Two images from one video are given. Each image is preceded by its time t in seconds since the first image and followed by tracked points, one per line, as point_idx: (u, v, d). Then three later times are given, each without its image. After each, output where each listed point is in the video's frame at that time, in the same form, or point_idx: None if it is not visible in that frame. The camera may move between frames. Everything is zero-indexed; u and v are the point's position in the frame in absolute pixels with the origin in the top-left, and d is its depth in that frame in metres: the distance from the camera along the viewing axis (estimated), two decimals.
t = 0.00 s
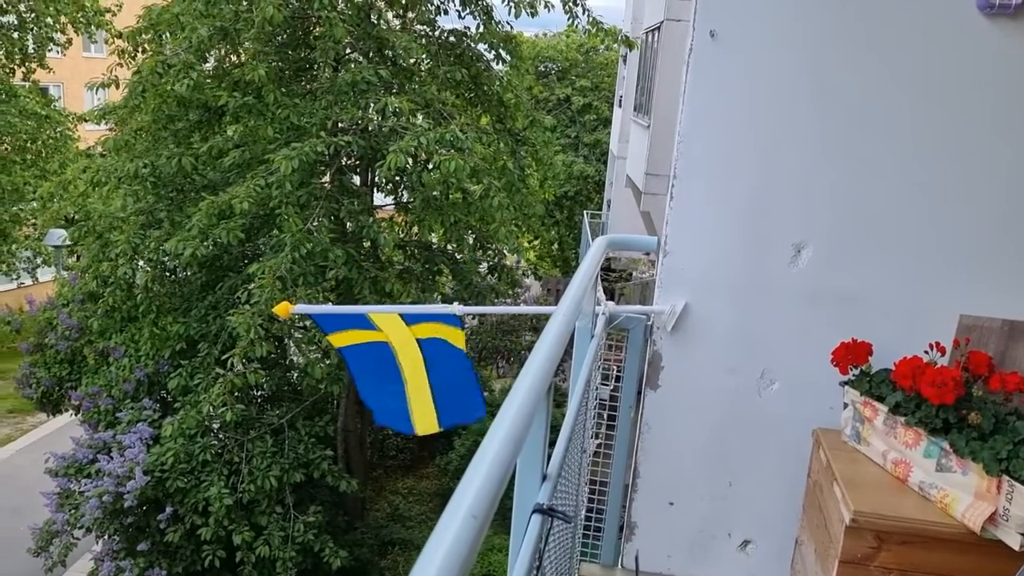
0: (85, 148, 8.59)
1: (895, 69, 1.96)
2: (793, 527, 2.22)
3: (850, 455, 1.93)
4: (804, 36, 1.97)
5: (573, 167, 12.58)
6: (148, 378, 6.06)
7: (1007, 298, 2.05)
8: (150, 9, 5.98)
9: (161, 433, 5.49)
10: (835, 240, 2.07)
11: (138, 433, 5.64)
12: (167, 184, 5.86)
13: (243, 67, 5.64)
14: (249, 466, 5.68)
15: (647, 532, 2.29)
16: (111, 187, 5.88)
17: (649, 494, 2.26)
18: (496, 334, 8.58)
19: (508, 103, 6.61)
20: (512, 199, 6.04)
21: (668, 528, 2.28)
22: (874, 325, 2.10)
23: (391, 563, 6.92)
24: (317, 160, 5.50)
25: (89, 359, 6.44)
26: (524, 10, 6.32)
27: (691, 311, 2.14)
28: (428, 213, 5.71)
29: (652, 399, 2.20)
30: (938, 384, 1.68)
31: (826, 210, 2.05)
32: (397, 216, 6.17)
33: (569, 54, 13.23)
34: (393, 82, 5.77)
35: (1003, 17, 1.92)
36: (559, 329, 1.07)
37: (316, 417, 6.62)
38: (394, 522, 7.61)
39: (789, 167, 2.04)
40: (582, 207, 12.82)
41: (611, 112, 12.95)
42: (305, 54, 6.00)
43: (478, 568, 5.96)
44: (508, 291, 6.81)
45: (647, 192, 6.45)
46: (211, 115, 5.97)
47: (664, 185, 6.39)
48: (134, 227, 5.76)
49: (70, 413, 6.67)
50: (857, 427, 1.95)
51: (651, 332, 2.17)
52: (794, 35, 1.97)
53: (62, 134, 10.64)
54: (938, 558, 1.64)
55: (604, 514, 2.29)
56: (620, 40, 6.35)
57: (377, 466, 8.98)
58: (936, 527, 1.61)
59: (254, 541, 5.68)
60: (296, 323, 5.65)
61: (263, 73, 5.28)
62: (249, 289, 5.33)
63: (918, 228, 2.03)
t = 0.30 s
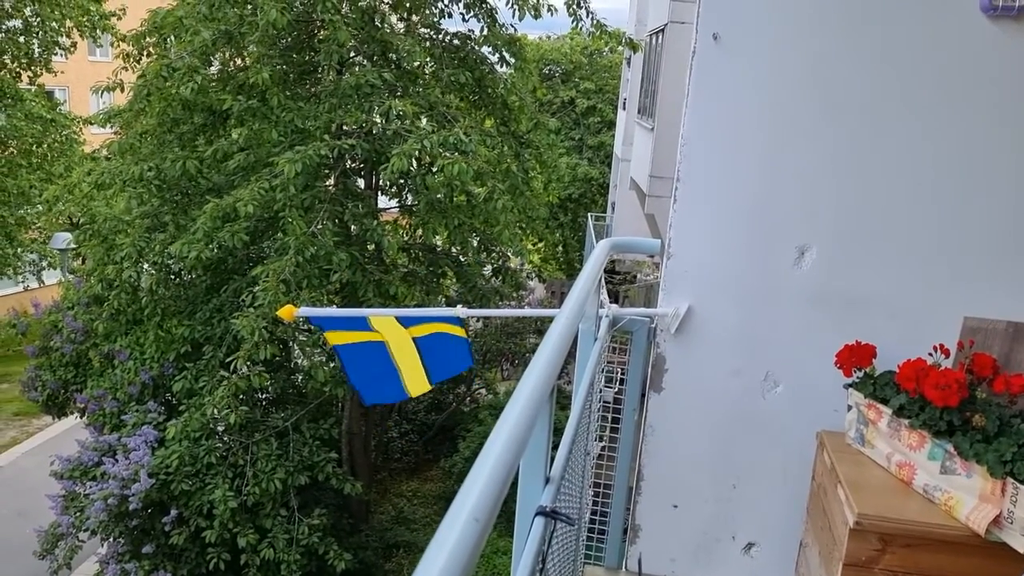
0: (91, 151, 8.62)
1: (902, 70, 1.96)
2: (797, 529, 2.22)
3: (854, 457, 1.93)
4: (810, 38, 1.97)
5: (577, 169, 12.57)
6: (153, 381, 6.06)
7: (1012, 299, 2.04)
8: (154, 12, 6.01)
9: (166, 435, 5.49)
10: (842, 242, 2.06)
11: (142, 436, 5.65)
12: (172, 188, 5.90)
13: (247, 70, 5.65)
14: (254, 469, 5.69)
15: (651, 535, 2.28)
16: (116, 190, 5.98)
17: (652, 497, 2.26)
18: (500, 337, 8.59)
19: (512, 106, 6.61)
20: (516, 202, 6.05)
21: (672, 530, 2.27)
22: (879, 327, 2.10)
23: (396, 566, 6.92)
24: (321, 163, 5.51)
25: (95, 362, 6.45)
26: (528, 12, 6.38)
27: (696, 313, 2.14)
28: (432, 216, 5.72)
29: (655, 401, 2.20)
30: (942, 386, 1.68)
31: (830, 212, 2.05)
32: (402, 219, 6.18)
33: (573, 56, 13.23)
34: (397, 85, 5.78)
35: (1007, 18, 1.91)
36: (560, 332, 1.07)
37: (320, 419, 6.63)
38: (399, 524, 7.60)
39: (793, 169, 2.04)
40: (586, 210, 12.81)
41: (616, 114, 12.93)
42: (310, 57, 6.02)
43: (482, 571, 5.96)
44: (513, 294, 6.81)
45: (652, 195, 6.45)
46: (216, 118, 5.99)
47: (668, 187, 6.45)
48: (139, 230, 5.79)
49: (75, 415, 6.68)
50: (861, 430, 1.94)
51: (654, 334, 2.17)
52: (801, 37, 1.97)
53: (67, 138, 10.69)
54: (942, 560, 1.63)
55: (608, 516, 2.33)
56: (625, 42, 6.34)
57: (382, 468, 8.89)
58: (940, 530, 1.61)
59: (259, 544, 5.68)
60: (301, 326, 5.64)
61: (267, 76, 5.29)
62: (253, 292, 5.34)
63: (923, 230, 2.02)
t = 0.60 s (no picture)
0: (92, 153, 8.64)
1: (902, 71, 1.96)
2: (797, 531, 2.21)
3: (853, 459, 1.93)
4: (810, 39, 1.97)
5: (578, 171, 12.57)
6: (154, 384, 6.04)
7: (1013, 301, 2.04)
8: (155, 15, 6.03)
9: (167, 437, 5.49)
10: (844, 242, 2.06)
11: (143, 438, 5.64)
12: (173, 191, 5.89)
13: (248, 73, 5.65)
14: (255, 472, 5.69)
15: (651, 536, 2.28)
16: (117, 192, 5.97)
17: (652, 500, 2.26)
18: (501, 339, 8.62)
19: (514, 109, 6.60)
20: (517, 204, 6.04)
21: (672, 533, 2.27)
22: (879, 328, 2.10)
23: (396, 569, 6.91)
24: (322, 165, 5.52)
25: (96, 365, 6.46)
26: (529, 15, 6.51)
27: (695, 316, 2.14)
28: (433, 219, 5.74)
29: (656, 403, 2.19)
30: (941, 388, 1.68)
31: (830, 213, 2.05)
32: (402, 221, 6.18)
33: (575, 59, 13.24)
34: (398, 87, 5.78)
35: (1007, 20, 1.92)
36: (559, 334, 1.07)
37: (321, 422, 6.63)
38: (399, 527, 7.60)
39: (793, 170, 2.04)
40: (587, 212, 12.81)
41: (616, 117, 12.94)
42: (311, 60, 6.04)
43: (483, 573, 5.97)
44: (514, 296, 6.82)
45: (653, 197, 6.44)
46: (217, 121, 5.98)
47: (668, 189, 6.46)
48: (140, 232, 5.80)
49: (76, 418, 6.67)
50: (860, 432, 1.94)
51: (654, 336, 2.17)
52: (801, 37, 1.97)
53: (69, 141, 10.71)
54: (941, 562, 1.63)
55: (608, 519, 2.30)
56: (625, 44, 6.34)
57: (383, 471, 8.83)
58: (939, 532, 1.61)
59: (260, 546, 5.68)
60: (302, 329, 5.63)
61: (268, 79, 5.30)
62: (254, 295, 5.35)
63: (923, 231, 2.02)
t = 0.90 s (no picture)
0: (96, 156, 8.66)
1: (902, 72, 1.96)
2: (801, 532, 2.21)
3: (857, 460, 1.93)
4: (811, 39, 1.97)
5: (581, 173, 12.57)
6: (158, 386, 6.07)
7: (1016, 300, 2.04)
8: (159, 18, 6.05)
9: (171, 439, 5.50)
10: (845, 243, 2.06)
11: (147, 440, 5.65)
12: (176, 193, 5.90)
13: (251, 75, 5.66)
14: (258, 473, 5.70)
15: (655, 537, 2.28)
16: (121, 194, 5.95)
17: (655, 501, 2.26)
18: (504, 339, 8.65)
19: (516, 110, 6.62)
20: (519, 206, 6.05)
21: (676, 533, 2.27)
22: (882, 329, 2.10)
23: (400, 570, 6.91)
24: (325, 167, 5.53)
25: (100, 367, 6.47)
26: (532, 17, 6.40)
27: (699, 317, 2.14)
28: (436, 221, 5.74)
29: (660, 404, 2.20)
30: (945, 389, 1.68)
31: (834, 213, 2.05)
32: (405, 223, 6.21)
33: (577, 61, 13.24)
34: (401, 89, 5.79)
35: (1009, 21, 1.92)
36: (562, 337, 1.07)
37: (324, 424, 6.63)
38: (403, 529, 7.60)
39: (795, 170, 2.04)
40: (590, 213, 12.83)
41: (619, 118, 12.95)
42: (314, 62, 6.05)
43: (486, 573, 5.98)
44: (516, 297, 6.83)
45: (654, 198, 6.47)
46: (220, 123, 5.99)
47: (671, 190, 6.48)
48: (143, 235, 5.81)
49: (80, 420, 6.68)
50: (864, 433, 1.94)
51: (657, 338, 2.17)
52: (801, 37, 1.97)
53: (73, 143, 10.76)
54: (945, 563, 1.63)
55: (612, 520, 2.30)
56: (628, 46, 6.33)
57: (386, 473, 8.86)
58: (942, 534, 1.61)
59: (264, 548, 5.68)
60: (305, 330, 5.63)
61: (270, 82, 5.32)
62: (258, 296, 5.36)
63: (927, 231, 2.02)
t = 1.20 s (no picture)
0: (103, 158, 8.70)
1: (904, 71, 1.97)
2: (814, 531, 2.22)
3: (871, 459, 1.93)
4: (814, 40, 1.98)
5: (585, 174, 12.58)
6: (165, 388, 6.07)
7: None
8: (166, 21, 6.03)
9: (178, 440, 5.50)
10: (851, 243, 2.07)
11: (154, 441, 5.64)
12: (183, 195, 5.91)
13: (257, 77, 5.67)
14: (265, 475, 5.70)
15: (668, 536, 2.28)
16: (128, 196, 5.99)
17: (668, 501, 2.26)
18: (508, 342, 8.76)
19: (521, 112, 6.65)
20: (525, 207, 6.06)
21: (689, 533, 2.27)
22: (895, 330, 2.10)
23: (406, 571, 6.91)
24: (331, 169, 5.55)
25: (107, 368, 6.49)
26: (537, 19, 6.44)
27: (712, 317, 2.14)
28: (443, 223, 5.76)
29: (672, 405, 2.20)
30: (960, 388, 1.68)
31: (846, 214, 2.05)
32: (410, 225, 6.24)
33: (581, 62, 13.23)
34: (406, 91, 5.81)
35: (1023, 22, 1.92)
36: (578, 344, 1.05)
37: (331, 425, 6.65)
38: (409, 530, 7.60)
39: (808, 171, 2.04)
40: (595, 215, 12.84)
41: (623, 120, 12.96)
42: (319, 65, 6.07)
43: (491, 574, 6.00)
44: (521, 298, 6.83)
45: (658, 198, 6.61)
46: (227, 125, 6.00)
47: (676, 192, 6.60)
48: (150, 236, 5.83)
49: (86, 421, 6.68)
50: (878, 432, 1.94)
51: (670, 338, 2.18)
52: (815, 39, 1.98)
53: (79, 145, 10.82)
54: (961, 562, 1.64)
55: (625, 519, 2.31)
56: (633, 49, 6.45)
57: (390, 474, 8.87)
58: (959, 533, 1.62)
59: (271, 549, 5.68)
60: (311, 332, 5.62)
61: (277, 84, 5.32)
62: (265, 298, 5.37)
63: (940, 231, 2.03)
